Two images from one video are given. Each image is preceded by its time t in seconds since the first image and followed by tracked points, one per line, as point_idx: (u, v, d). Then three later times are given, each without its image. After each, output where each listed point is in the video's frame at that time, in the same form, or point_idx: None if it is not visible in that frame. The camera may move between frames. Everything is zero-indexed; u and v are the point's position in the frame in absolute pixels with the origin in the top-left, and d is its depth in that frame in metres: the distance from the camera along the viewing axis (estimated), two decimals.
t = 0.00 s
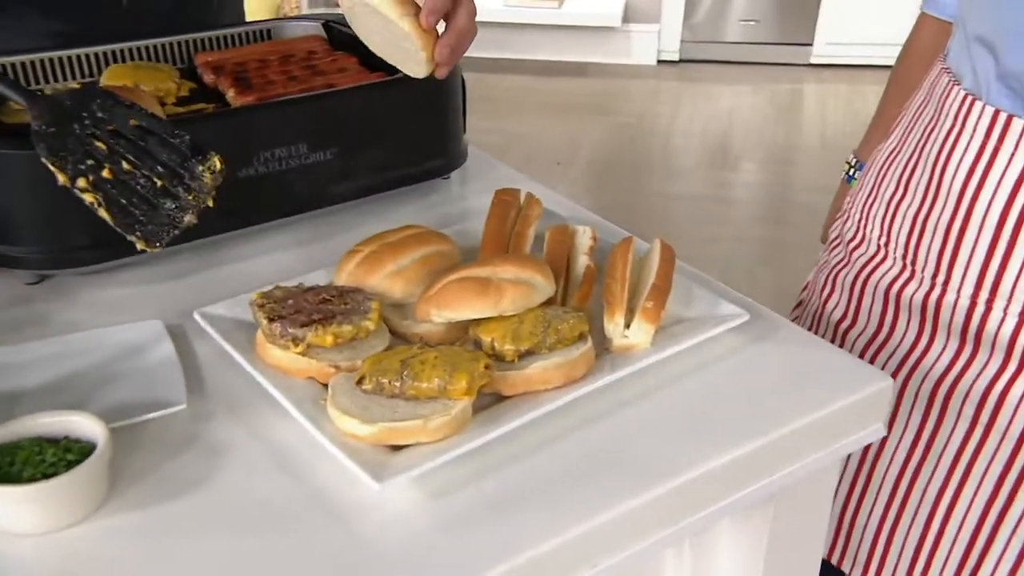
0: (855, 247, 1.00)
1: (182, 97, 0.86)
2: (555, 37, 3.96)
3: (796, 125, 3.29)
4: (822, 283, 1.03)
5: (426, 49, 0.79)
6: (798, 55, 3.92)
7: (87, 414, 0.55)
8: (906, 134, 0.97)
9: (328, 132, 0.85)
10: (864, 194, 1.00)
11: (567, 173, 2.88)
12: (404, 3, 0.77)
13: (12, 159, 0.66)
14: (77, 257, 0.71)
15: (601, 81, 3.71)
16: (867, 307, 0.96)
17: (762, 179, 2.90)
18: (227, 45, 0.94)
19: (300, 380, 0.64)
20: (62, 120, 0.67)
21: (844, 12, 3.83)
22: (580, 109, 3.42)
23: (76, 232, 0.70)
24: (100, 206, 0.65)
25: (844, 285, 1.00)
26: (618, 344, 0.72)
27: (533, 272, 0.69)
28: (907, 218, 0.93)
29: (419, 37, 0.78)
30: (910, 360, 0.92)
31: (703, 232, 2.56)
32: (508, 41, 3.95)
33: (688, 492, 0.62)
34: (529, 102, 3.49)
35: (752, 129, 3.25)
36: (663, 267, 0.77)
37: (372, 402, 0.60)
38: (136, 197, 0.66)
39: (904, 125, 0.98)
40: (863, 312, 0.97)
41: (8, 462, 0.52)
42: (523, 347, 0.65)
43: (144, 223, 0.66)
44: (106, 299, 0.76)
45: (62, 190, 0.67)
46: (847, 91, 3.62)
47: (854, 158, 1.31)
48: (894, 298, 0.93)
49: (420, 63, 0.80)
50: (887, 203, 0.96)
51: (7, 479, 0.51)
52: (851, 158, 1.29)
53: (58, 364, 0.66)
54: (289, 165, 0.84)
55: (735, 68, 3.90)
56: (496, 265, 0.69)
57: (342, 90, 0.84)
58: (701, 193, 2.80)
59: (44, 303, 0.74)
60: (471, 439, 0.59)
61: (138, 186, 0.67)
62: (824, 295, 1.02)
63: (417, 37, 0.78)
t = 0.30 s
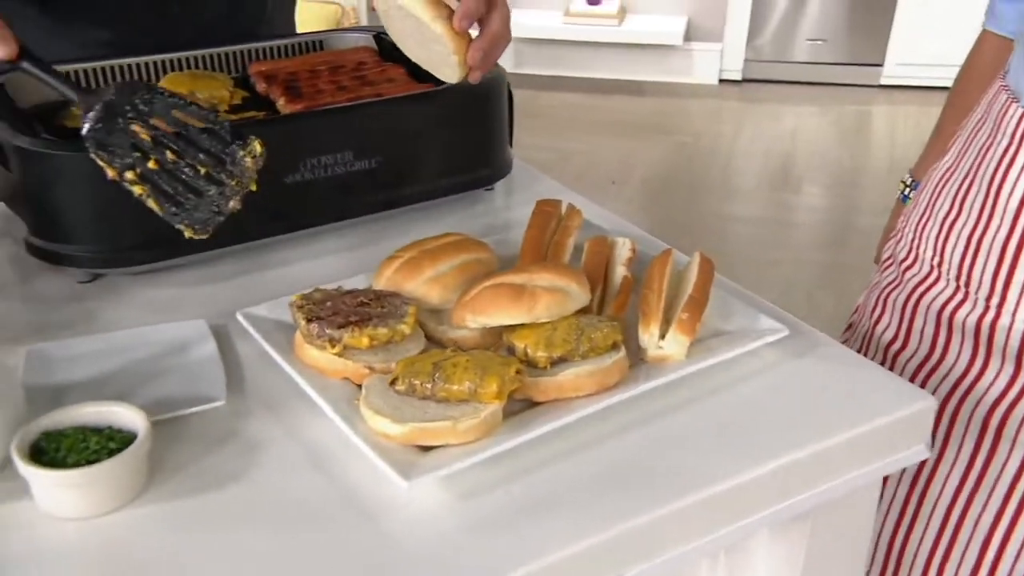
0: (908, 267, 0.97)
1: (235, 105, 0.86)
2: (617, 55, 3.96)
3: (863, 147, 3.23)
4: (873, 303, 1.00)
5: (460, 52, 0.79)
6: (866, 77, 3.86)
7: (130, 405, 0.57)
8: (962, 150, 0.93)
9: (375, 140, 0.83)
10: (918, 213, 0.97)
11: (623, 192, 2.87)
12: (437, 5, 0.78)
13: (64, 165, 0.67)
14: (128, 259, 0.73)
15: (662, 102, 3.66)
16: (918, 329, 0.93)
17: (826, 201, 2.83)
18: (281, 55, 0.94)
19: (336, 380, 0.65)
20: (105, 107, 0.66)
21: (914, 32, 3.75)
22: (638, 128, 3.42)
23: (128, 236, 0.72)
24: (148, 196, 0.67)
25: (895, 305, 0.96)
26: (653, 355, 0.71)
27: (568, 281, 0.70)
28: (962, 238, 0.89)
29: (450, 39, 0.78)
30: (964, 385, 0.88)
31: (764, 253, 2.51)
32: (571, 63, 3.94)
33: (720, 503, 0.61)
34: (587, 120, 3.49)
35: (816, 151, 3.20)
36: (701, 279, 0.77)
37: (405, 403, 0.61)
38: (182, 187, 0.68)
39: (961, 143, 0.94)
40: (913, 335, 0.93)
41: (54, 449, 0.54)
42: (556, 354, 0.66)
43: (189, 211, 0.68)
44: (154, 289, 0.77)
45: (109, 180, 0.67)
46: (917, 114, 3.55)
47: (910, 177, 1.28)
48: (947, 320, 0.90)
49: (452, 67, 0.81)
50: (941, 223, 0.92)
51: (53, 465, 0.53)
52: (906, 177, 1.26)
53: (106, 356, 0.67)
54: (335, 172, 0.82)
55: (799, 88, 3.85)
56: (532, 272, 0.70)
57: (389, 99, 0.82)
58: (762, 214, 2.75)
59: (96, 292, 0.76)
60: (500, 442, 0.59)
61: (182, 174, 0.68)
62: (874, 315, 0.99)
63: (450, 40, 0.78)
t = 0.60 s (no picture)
0: (959, 284, 0.94)
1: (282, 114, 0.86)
2: (673, 72, 3.95)
3: (930, 169, 3.15)
4: (923, 322, 0.97)
5: (511, 55, 0.83)
6: (934, 96, 3.78)
7: (167, 401, 0.58)
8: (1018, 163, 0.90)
9: (416, 149, 0.83)
10: (971, 228, 0.94)
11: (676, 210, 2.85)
12: (490, 10, 0.82)
13: (115, 167, 0.66)
14: (172, 262, 0.71)
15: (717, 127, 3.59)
16: (970, 348, 0.89)
17: (892, 223, 2.77)
18: (329, 64, 0.94)
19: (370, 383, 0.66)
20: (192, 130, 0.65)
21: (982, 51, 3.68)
22: (693, 145, 3.40)
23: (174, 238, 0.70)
24: (244, 211, 0.67)
25: (945, 323, 0.93)
26: (688, 367, 0.71)
27: (603, 290, 0.70)
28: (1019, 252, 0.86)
29: (502, 41, 0.82)
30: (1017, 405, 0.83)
31: (822, 274, 2.46)
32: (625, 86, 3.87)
33: (753, 518, 0.60)
34: (642, 137, 3.48)
35: (881, 172, 3.14)
36: (740, 292, 0.76)
37: (436, 407, 0.61)
38: (275, 198, 0.68)
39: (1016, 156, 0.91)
40: (964, 354, 0.90)
41: (94, 441, 0.56)
42: (589, 363, 0.65)
43: (281, 221, 0.69)
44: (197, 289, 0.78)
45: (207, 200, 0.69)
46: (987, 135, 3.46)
47: (965, 193, 1.25)
48: (1001, 337, 0.86)
49: (503, 70, 0.84)
50: (996, 237, 0.89)
51: (92, 457, 0.55)
52: (963, 192, 1.23)
53: (149, 355, 0.69)
54: (377, 180, 0.82)
55: (861, 107, 3.78)
56: (567, 281, 0.70)
57: (431, 108, 0.82)
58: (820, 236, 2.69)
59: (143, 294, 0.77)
60: (530, 447, 0.59)
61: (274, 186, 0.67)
62: (923, 333, 0.96)
63: (502, 42, 0.82)
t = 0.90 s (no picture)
0: (999, 293, 0.91)
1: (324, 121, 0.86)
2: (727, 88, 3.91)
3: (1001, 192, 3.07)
4: (965, 334, 0.94)
5: (566, 59, 0.81)
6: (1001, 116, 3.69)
7: (204, 401, 0.59)
8: None
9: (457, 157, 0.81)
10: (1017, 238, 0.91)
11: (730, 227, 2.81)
12: (546, 16, 0.81)
13: (155, 170, 0.67)
14: (213, 266, 0.71)
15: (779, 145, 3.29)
16: (999, 355, 0.86)
17: (962, 247, 2.69)
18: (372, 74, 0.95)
19: (404, 390, 0.66)
20: (339, 187, 0.65)
21: None
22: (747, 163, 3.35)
23: (215, 243, 0.71)
24: (387, 269, 0.62)
25: (980, 333, 0.91)
26: (726, 381, 0.69)
27: (641, 300, 0.69)
28: None
29: (556, 47, 0.81)
30: None
31: (887, 300, 2.38)
32: (677, 87, 3.47)
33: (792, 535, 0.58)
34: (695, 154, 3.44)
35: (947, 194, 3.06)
36: (782, 306, 0.75)
37: (469, 414, 0.61)
38: (419, 255, 0.63)
39: None
40: (993, 362, 0.87)
41: (132, 439, 0.56)
42: (624, 374, 0.65)
43: (439, 280, 0.63)
44: (238, 293, 0.79)
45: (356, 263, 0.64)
46: None
47: None
48: None
49: (555, 75, 0.83)
50: None
51: (129, 453, 0.55)
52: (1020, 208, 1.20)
53: (188, 358, 0.69)
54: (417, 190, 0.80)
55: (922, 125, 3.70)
56: (603, 292, 0.70)
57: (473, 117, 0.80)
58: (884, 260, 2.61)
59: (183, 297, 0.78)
60: (563, 456, 0.58)
61: (417, 244, 0.63)
62: (961, 344, 0.93)
63: (557, 47, 0.81)
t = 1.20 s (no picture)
0: None
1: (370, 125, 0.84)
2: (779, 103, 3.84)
3: None
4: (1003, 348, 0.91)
5: (627, 67, 0.80)
6: None
7: (243, 400, 0.59)
8: None
9: (500, 164, 0.81)
10: None
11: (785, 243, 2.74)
12: (607, 23, 0.79)
13: (202, 173, 0.67)
14: (256, 267, 0.72)
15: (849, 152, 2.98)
16: None
17: None
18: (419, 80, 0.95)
19: (441, 394, 0.66)
20: (322, 196, 0.66)
21: None
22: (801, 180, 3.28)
23: (259, 244, 0.71)
24: (360, 286, 0.66)
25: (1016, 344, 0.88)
26: (770, 393, 0.67)
27: (683, 308, 0.68)
28: None
29: (618, 54, 0.79)
30: None
31: (955, 324, 2.15)
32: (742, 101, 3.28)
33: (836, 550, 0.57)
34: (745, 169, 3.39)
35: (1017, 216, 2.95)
36: (831, 317, 0.73)
37: (506, 418, 0.60)
38: (395, 275, 0.67)
39: None
40: None
41: (171, 435, 0.57)
42: (664, 382, 0.63)
43: (407, 297, 0.67)
44: (281, 294, 0.79)
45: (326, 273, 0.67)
46: None
47: None
48: None
49: (615, 82, 0.81)
50: None
51: (168, 449, 0.56)
52: None
53: (230, 357, 0.70)
54: (459, 195, 0.80)
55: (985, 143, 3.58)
56: (645, 299, 0.69)
57: (518, 123, 0.80)
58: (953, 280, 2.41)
59: (229, 297, 0.79)
60: (600, 463, 0.57)
61: (392, 264, 0.67)
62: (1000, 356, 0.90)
63: (618, 55, 0.79)
